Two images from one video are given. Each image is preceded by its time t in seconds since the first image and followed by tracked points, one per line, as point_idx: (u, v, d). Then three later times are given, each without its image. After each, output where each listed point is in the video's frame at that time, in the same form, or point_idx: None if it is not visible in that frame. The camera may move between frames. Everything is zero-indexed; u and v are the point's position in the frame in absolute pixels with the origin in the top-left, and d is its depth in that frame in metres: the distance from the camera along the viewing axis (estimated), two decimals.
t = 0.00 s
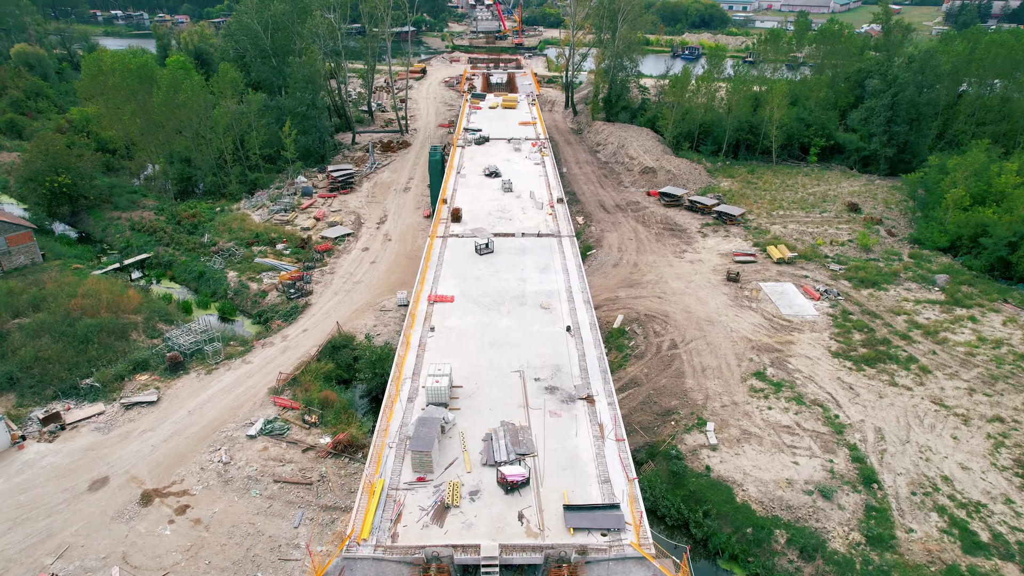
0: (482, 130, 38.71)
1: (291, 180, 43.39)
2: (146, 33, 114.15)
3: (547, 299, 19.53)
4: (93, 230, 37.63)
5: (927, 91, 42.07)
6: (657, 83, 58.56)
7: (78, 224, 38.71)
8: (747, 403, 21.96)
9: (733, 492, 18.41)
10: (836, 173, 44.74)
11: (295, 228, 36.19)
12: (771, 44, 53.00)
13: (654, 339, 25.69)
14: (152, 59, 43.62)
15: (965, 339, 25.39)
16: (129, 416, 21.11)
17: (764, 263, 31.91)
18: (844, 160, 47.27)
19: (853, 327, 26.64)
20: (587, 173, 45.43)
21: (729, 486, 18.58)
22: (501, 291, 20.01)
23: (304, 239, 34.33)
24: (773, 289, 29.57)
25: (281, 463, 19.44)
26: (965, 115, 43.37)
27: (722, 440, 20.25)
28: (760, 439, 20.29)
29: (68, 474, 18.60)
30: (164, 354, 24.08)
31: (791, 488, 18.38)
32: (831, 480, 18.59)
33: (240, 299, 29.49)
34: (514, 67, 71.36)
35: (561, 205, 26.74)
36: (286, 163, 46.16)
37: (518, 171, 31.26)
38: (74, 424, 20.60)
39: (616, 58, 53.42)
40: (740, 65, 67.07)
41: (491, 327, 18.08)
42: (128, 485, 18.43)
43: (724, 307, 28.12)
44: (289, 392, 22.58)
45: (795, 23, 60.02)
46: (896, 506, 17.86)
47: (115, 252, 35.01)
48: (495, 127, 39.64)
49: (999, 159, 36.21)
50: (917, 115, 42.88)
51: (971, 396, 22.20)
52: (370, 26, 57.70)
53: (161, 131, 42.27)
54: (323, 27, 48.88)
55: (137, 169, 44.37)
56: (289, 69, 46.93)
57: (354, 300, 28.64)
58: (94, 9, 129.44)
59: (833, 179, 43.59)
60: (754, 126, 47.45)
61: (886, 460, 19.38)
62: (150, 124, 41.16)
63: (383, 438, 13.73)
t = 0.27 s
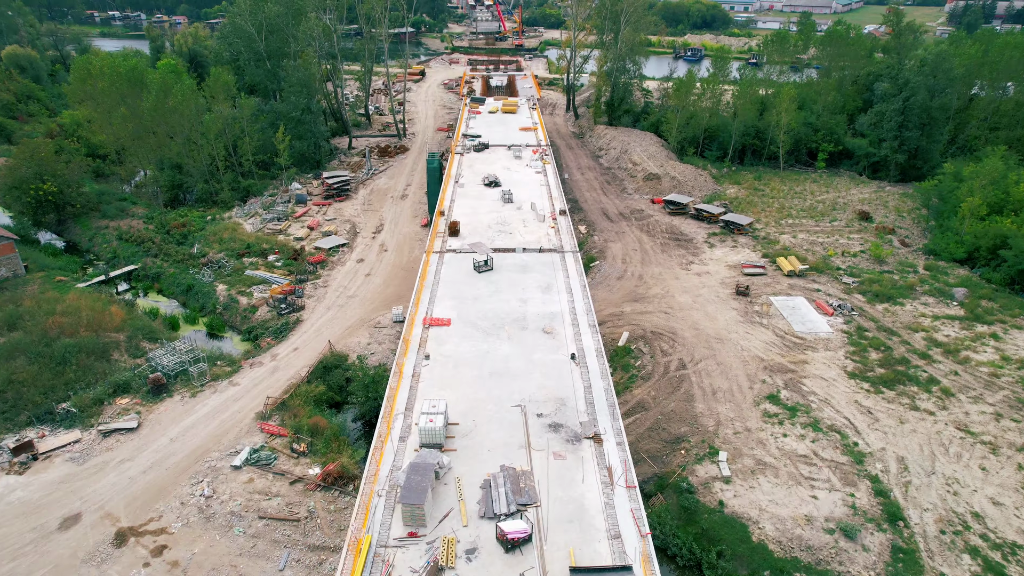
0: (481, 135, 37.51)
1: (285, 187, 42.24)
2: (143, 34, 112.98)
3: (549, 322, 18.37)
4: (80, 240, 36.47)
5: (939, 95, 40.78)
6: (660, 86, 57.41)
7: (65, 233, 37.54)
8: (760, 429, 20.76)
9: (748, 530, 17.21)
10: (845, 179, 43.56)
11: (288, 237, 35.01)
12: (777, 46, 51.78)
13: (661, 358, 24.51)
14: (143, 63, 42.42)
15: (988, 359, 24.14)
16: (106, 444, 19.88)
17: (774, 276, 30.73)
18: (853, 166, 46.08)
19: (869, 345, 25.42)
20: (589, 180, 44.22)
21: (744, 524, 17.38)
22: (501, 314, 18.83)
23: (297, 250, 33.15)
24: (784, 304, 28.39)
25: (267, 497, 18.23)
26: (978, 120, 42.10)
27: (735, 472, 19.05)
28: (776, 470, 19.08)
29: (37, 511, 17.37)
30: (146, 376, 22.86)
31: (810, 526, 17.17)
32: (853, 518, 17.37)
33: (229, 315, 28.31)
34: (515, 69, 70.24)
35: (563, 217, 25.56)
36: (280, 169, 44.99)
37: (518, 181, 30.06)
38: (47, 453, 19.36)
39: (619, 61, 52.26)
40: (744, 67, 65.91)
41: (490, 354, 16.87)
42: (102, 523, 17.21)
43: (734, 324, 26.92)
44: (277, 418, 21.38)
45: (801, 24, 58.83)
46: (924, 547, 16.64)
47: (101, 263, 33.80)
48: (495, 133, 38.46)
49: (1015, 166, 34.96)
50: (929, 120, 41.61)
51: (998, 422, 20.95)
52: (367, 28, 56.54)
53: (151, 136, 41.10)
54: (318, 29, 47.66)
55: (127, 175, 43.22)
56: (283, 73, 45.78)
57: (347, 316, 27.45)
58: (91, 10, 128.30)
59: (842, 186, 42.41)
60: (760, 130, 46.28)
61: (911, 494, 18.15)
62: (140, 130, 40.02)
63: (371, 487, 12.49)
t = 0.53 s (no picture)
0: (480, 142, 36.33)
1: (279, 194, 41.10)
2: (139, 33, 111.69)
3: (552, 349, 17.19)
4: (66, 249, 35.27)
5: (953, 99, 39.52)
6: (663, 89, 56.22)
7: (51, 242, 36.34)
8: (776, 459, 19.58)
9: (766, 574, 16.02)
10: (854, 186, 42.39)
11: (281, 248, 33.85)
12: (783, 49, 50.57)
13: (669, 380, 23.35)
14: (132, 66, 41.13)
15: (1013, 380, 22.91)
16: (80, 477, 18.63)
17: (784, 290, 29.55)
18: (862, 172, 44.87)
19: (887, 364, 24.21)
20: (591, 186, 43.06)
21: (762, 566, 16.20)
22: (500, 339, 17.64)
23: (289, 262, 31.96)
24: (796, 320, 27.23)
25: (250, 536, 17.02)
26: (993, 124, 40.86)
27: (751, 507, 17.89)
28: (794, 506, 17.90)
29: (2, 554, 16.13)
30: (126, 400, 21.60)
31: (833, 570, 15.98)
32: (879, 560, 16.19)
33: (217, 331, 27.11)
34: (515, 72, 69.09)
35: (565, 231, 24.40)
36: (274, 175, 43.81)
37: (519, 191, 28.88)
38: (16, 487, 18.07)
39: (621, 64, 51.02)
40: (749, 70, 64.74)
41: (489, 386, 15.68)
42: (72, 566, 15.99)
43: (744, 342, 25.76)
44: (263, 446, 20.20)
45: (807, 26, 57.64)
46: None
47: (87, 275, 32.63)
48: (495, 139, 37.27)
49: None
50: (942, 125, 40.40)
51: None
52: (363, 30, 55.29)
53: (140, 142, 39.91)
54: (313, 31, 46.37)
55: (116, 182, 42.01)
56: (277, 76, 44.62)
57: (340, 334, 26.28)
58: (87, 10, 127.14)
59: (852, 193, 41.24)
60: (767, 135, 45.10)
61: (939, 533, 16.96)
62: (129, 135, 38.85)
63: (357, 546, 11.29)
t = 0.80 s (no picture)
0: (479, 148, 35.24)
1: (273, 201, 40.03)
2: (136, 34, 110.69)
3: (555, 376, 16.11)
4: (52, 259, 34.21)
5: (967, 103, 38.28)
6: (666, 91, 55.16)
7: (37, 251, 35.28)
8: (791, 490, 18.49)
9: None
10: (864, 192, 41.31)
11: (274, 258, 32.78)
12: (789, 51, 49.47)
13: (677, 402, 22.30)
14: (122, 70, 40.04)
15: None
16: (53, 510, 17.52)
17: (795, 303, 28.48)
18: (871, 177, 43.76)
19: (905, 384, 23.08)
20: (594, 193, 41.99)
21: None
22: (500, 364, 16.56)
23: (282, 273, 30.90)
24: (808, 335, 26.17)
25: None
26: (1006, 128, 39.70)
27: (766, 544, 16.83)
28: (812, 542, 16.84)
29: None
30: (106, 425, 20.49)
31: None
32: None
33: (205, 347, 26.03)
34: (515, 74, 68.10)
35: (568, 245, 23.32)
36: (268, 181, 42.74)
37: (519, 200, 27.79)
38: None
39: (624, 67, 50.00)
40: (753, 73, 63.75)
41: (488, 420, 14.60)
42: None
43: (755, 360, 24.67)
44: (249, 475, 19.11)
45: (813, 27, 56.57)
46: None
47: (73, 286, 31.57)
48: (495, 145, 36.21)
49: None
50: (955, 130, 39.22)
51: None
52: (360, 32, 54.28)
53: (130, 148, 38.86)
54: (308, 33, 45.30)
55: (106, 189, 40.97)
56: (272, 80, 43.57)
57: (333, 351, 25.20)
58: (85, 11, 126.13)
59: (861, 199, 40.16)
60: (774, 140, 44.03)
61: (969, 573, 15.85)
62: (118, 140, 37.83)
63: None
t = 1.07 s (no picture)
0: (478, 155, 34.00)
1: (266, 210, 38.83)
2: (132, 34, 109.42)
3: (559, 412, 14.92)
4: (35, 270, 33.00)
5: (984, 108, 36.95)
6: (670, 94, 53.98)
7: (20, 262, 34.08)
8: (812, 528, 17.23)
9: None
10: (874, 199, 40.11)
11: (265, 271, 31.58)
12: (798, 53, 48.21)
13: (686, 428, 21.11)
14: (110, 73, 38.76)
15: None
16: (19, 553, 16.25)
17: (808, 319, 27.25)
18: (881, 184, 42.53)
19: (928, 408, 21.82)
20: (596, 200, 40.78)
21: None
22: (499, 398, 15.35)
23: (273, 287, 29.69)
24: (822, 353, 24.96)
25: None
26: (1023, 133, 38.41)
27: None
28: None
29: None
30: (80, 455, 19.23)
31: None
32: None
33: (191, 367, 24.80)
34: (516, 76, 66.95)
35: (572, 262, 22.12)
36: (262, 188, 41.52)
37: (520, 212, 26.57)
38: None
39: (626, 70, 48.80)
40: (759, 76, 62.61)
41: (486, 463, 13.41)
42: None
43: (768, 381, 23.46)
44: (232, 511, 17.86)
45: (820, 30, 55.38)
46: None
47: (56, 300, 30.38)
48: (495, 151, 35.00)
49: None
50: (969, 135, 37.93)
51: None
52: (357, 34, 53.07)
53: (118, 154, 37.65)
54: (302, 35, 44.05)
55: (94, 196, 39.77)
56: (265, 83, 42.37)
57: (324, 372, 24.00)
58: (82, 11, 124.94)
59: (872, 207, 38.96)
60: (781, 145, 42.84)
61: None
62: (106, 146, 36.64)
63: None
